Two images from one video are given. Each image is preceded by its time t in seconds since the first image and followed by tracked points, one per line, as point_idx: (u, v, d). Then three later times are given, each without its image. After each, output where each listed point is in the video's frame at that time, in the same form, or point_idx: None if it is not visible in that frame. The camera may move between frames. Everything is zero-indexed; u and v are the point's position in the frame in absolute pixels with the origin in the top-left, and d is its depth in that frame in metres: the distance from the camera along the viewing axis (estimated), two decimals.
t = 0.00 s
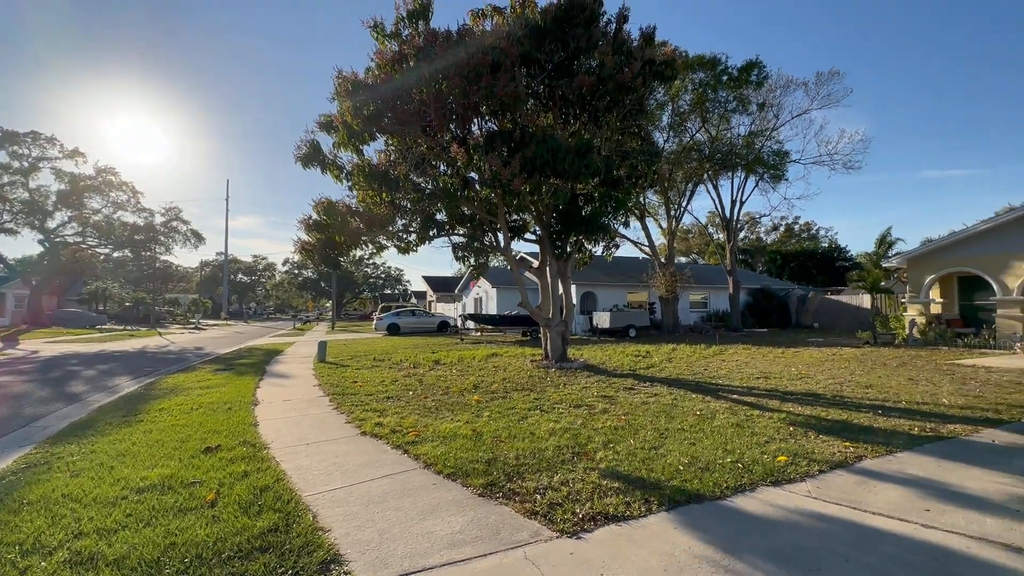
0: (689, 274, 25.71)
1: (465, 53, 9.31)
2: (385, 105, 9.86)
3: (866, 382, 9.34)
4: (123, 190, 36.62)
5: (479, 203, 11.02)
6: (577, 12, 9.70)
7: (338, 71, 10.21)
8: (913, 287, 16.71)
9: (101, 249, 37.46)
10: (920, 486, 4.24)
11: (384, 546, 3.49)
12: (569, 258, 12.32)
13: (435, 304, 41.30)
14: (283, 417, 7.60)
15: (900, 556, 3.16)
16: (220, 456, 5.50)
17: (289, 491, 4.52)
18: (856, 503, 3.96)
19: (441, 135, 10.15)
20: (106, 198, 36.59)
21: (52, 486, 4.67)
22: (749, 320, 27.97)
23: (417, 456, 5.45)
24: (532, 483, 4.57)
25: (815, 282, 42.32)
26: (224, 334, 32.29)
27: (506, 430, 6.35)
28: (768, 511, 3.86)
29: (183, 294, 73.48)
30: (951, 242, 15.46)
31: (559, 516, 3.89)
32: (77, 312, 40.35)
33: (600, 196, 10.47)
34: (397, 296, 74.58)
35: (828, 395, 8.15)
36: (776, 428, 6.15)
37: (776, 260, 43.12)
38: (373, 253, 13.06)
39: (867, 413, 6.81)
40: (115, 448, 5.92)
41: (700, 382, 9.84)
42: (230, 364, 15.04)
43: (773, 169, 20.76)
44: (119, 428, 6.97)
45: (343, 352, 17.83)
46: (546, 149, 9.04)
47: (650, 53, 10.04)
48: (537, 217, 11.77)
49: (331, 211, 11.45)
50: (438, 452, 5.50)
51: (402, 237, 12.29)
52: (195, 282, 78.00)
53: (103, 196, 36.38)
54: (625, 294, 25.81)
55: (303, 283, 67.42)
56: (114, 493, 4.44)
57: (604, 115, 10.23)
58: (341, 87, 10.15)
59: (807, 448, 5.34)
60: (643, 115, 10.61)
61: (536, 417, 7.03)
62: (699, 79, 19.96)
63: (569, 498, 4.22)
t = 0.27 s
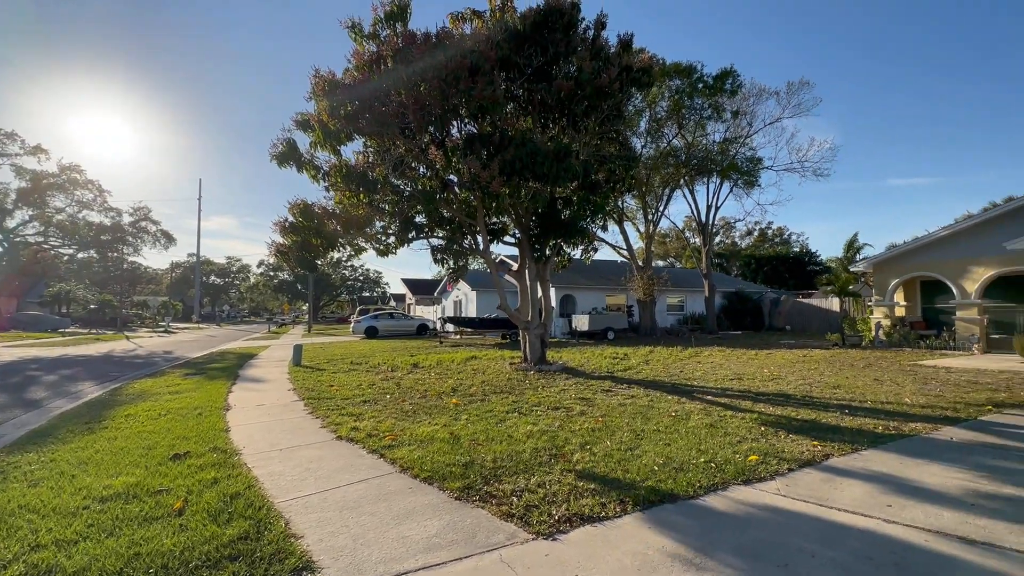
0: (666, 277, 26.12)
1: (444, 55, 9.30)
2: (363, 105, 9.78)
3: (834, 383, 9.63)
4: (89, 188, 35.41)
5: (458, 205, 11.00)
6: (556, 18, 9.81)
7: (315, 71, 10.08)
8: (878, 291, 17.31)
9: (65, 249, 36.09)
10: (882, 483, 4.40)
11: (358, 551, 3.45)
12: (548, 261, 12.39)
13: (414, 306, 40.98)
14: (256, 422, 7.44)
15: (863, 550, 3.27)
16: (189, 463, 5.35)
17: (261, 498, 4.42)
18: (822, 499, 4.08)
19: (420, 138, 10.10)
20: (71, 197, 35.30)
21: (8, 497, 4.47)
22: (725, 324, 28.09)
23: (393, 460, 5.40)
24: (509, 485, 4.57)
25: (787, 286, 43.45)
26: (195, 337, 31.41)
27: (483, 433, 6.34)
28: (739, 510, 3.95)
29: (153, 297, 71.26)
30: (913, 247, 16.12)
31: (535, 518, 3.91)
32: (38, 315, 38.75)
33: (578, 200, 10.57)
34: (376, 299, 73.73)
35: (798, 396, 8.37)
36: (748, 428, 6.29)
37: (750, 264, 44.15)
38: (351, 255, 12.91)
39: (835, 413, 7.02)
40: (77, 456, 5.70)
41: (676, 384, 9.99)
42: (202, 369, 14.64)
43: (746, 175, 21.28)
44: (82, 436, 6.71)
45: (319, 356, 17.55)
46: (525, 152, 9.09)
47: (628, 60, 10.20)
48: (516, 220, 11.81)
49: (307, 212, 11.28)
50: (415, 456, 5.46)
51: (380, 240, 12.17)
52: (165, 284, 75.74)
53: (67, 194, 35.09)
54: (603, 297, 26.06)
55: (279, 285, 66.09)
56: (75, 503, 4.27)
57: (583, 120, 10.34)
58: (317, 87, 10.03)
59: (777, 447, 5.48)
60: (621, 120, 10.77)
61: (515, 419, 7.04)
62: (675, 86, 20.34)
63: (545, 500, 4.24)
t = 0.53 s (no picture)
0: (643, 280, 26.48)
1: (422, 57, 9.27)
2: (339, 105, 9.66)
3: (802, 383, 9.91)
4: (50, 185, 34.06)
5: (435, 207, 10.96)
6: (534, 22, 9.88)
7: (289, 69, 9.93)
8: (845, 294, 17.79)
9: (24, 249, 34.57)
10: (845, 479, 4.55)
11: (328, 557, 3.40)
12: (526, 263, 12.43)
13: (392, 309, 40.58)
14: (226, 427, 7.25)
15: (825, 544, 3.37)
16: (153, 470, 5.18)
17: (229, 504, 4.32)
18: (788, 496, 4.20)
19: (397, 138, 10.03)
20: (30, 194, 33.89)
21: None
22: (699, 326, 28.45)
23: (367, 464, 5.33)
24: (484, 488, 4.57)
25: (760, 289, 44.50)
26: (163, 341, 30.45)
27: (459, 436, 6.32)
28: (708, 507, 4.03)
29: (118, 299, 68.81)
30: (878, 252, 16.73)
31: (508, 520, 3.91)
32: None
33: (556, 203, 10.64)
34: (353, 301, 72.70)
35: (768, 396, 8.59)
36: (719, 428, 6.43)
37: (724, 267, 45.09)
38: (326, 256, 12.72)
39: (803, 412, 7.23)
40: (33, 465, 5.46)
41: (651, 385, 10.13)
42: (169, 373, 14.21)
43: (720, 181, 21.76)
44: (39, 443, 6.43)
45: (293, 359, 17.22)
46: (503, 155, 9.11)
47: (605, 65, 10.33)
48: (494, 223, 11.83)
49: (281, 213, 11.08)
50: (389, 460, 5.41)
51: (356, 241, 12.03)
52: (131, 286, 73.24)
53: (27, 191, 33.67)
54: (581, 299, 26.27)
55: (252, 287, 64.57)
56: (30, 513, 4.10)
57: (560, 124, 10.43)
58: (292, 85, 9.87)
59: (746, 446, 5.61)
60: (598, 125, 10.90)
61: (491, 422, 7.03)
62: (651, 92, 20.69)
63: (520, 502, 4.25)
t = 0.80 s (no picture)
0: (618, 282, 26.81)
1: (397, 57, 9.21)
2: (312, 104, 9.51)
3: (770, 383, 10.18)
4: (5, 180, 32.55)
5: (411, 208, 10.88)
6: (510, 25, 9.94)
7: (260, 66, 9.73)
8: (811, 296, 18.43)
9: None
10: (807, 475, 4.71)
11: (295, 563, 3.34)
12: (502, 265, 12.45)
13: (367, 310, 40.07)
14: (191, 433, 7.03)
15: (786, 539, 3.48)
16: (112, 478, 4.98)
17: (192, 512, 4.19)
18: (753, 493, 4.32)
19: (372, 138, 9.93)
20: None
21: None
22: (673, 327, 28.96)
23: (337, 468, 5.25)
24: (456, 490, 4.56)
25: (732, 291, 45.59)
26: (126, 344, 29.34)
27: (433, 438, 6.28)
28: (676, 505, 4.11)
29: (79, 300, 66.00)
30: (842, 256, 17.32)
31: (480, 522, 3.92)
32: None
33: (532, 206, 10.68)
34: (328, 303, 71.46)
35: (737, 396, 8.80)
36: (689, 427, 6.56)
37: (698, 270, 46.05)
38: (299, 257, 12.49)
39: (769, 411, 7.44)
40: None
41: (624, 386, 10.27)
42: (132, 377, 13.71)
43: (693, 185, 22.22)
44: None
45: (264, 362, 16.81)
46: (479, 157, 9.11)
47: (580, 70, 10.45)
48: (470, 225, 11.81)
49: (252, 212, 10.84)
50: (361, 463, 5.34)
51: (330, 242, 11.86)
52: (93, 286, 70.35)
53: None
54: (558, 301, 26.42)
55: (222, 288, 62.80)
56: None
57: (537, 126, 10.49)
58: (263, 82, 9.68)
59: (715, 444, 5.74)
60: (574, 129, 11.00)
61: (465, 424, 7.01)
62: (627, 98, 21.00)
63: (491, 503, 4.25)
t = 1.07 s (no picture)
0: (593, 284, 27.10)
1: (371, 56, 9.11)
2: (283, 101, 9.32)
3: (738, 383, 10.46)
4: None
5: (385, 208, 10.78)
6: (486, 27, 9.95)
7: (229, 61, 9.49)
8: (778, 299, 18.92)
9: None
10: (771, 472, 4.86)
11: (260, 570, 3.26)
12: (477, 266, 12.44)
13: (341, 312, 39.42)
14: (152, 439, 6.78)
15: (748, 534, 3.59)
16: (65, 487, 4.76)
17: (152, 520, 4.04)
18: (719, 490, 4.43)
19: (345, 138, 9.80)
20: None
21: None
22: (647, 328, 29.52)
23: (306, 473, 5.15)
24: (428, 492, 4.53)
25: (703, 293, 46.61)
26: (84, 346, 28.09)
27: (405, 441, 6.23)
28: (645, 504, 4.19)
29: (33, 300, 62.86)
30: (807, 259, 17.86)
31: (451, 524, 3.90)
32: None
33: (507, 208, 10.70)
34: (300, 304, 70.00)
35: (707, 396, 9.01)
36: (659, 427, 6.69)
37: (671, 273, 46.93)
38: (269, 257, 12.21)
39: (737, 410, 7.64)
40: None
41: (598, 387, 10.38)
42: (90, 381, 13.13)
43: (666, 189, 22.64)
44: None
45: (232, 365, 16.34)
46: (454, 158, 9.09)
47: (555, 74, 10.54)
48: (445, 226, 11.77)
49: (219, 210, 10.54)
50: (330, 467, 5.25)
51: (302, 242, 11.63)
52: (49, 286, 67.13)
53: None
54: (534, 303, 26.52)
55: (188, 289, 60.80)
56: None
57: (512, 129, 10.52)
58: (231, 77, 9.44)
59: (684, 443, 5.87)
60: (549, 132, 11.08)
61: (438, 426, 6.97)
62: (602, 102, 21.27)
63: (463, 505, 4.24)
